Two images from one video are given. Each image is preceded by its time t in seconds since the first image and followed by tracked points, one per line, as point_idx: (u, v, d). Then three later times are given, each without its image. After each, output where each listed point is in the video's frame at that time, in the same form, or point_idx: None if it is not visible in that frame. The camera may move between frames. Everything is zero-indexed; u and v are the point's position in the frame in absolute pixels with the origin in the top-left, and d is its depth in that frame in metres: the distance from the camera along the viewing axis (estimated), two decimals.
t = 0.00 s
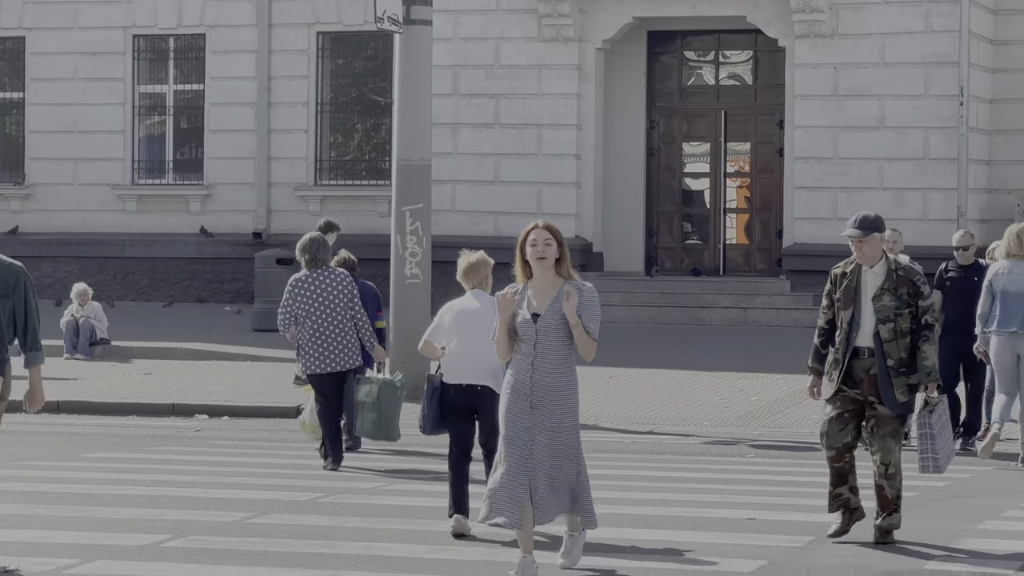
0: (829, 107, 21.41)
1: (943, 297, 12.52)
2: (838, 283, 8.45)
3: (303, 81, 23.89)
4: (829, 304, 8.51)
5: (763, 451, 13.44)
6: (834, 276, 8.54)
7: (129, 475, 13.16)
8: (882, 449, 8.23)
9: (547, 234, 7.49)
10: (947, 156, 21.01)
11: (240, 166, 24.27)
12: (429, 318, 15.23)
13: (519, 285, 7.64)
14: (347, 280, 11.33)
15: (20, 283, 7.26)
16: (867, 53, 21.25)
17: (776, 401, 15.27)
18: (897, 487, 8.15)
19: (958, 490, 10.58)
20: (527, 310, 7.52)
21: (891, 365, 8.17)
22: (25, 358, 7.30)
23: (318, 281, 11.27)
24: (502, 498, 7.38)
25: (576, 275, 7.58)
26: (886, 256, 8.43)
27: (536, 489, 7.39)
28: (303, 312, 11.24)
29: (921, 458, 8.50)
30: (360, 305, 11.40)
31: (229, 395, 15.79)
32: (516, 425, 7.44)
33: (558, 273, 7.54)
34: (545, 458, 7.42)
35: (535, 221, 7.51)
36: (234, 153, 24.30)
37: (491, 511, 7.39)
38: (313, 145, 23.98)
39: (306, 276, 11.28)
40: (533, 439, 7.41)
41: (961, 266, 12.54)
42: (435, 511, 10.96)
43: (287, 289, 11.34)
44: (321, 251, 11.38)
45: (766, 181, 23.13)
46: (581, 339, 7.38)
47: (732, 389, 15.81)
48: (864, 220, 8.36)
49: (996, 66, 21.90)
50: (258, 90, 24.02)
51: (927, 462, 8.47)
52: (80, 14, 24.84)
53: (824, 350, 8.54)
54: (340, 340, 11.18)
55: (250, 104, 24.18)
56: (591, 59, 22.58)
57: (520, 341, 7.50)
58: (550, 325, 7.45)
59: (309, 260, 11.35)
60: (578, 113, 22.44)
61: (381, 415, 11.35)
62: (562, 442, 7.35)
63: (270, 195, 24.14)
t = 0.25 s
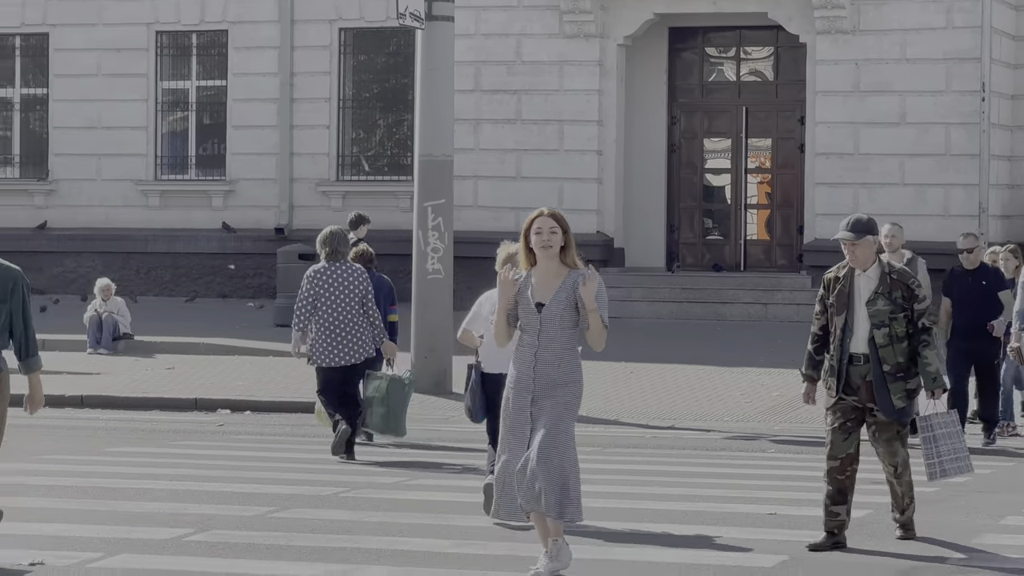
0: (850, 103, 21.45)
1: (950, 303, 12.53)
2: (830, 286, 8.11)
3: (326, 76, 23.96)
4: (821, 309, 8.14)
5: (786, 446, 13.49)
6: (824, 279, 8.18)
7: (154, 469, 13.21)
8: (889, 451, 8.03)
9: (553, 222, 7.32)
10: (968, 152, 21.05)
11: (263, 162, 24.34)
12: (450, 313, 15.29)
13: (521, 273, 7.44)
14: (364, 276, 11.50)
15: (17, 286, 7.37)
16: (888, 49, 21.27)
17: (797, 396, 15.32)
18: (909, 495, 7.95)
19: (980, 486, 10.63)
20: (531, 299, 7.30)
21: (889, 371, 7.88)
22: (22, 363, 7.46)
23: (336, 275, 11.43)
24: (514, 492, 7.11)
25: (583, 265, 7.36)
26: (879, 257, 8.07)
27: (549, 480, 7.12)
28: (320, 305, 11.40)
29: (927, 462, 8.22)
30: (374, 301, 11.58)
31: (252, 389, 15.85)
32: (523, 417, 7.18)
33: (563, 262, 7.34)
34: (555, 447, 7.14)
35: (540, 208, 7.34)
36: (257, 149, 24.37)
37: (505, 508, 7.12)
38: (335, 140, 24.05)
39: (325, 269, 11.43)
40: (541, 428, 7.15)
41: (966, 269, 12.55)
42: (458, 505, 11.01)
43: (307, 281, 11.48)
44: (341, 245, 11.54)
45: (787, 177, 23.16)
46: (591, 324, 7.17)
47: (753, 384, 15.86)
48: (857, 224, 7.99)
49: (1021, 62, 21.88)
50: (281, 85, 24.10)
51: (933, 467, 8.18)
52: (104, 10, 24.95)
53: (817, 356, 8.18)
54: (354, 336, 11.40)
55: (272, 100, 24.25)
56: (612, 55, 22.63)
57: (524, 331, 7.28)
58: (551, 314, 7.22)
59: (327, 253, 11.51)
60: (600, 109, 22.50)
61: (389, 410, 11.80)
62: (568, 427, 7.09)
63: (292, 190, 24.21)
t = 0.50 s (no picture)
0: (873, 98, 21.46)
1: (959, 290, 11.96)
2: (830, 275, 7.91)
3: (349, 72, 24.00)
4: (820, 296, 7.96)
5: (808, 440, 13.53)
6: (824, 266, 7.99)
7: (179, 462, 13.25)
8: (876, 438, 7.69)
9: (560, 229, 7.11)
10: (991, 148, 21.05)
11: (287, 157, 24.39)
12: (474, 307, 15.33)
13: (527, 280, 7.25)
14: (374, 270, 11.65)
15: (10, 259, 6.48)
16: (911, 44, 21.26)
17: (819, 390, 15.36)
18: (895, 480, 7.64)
19: (1002, 481, 10.66)
20: (533, 307, 7.10)
21: (890, 361, 7.68)
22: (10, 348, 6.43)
23: (347, 270, 11.58)
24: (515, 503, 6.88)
25: (589, 275, 7.17)
26: (880, 244, 7.87)
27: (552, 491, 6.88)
28: (333, 300, 11.50)
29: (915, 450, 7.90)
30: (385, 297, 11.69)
31: (275, 383, 15.90)
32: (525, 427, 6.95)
33: (568, 269, 7.16)
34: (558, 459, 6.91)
35: (548, 214, 7.14)
36: (281, 144, 24.41)
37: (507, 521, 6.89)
38: (358, 135, 24.10)
39: (337, 264, 11.58)
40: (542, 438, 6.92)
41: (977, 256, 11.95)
42: (483, 498, 11.05)
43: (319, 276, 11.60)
44: (350, 239, 11.66)
45: (810, 171, 23.20)
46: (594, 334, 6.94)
47: (776, 378, 15.90)
48: (857, 211, 7.81)
49: None
50: (305, 81, 24.14)
51: (919, 451, 7.88)
52: (129, 6, 25.05)
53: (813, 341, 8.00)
54: (367, 329, 11.50)
55: (296, 95, 24.30)
56: (635, 51, 22.66)
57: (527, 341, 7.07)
58: (555, 324, 7.02)
59: (338, 250, 11.64)
60: (622, 104, 22.53)
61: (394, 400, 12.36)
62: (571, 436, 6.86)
63: (316, 185, 24.26)
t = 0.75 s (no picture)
0: (897, 93, 21.48)
1: (974, 289, 12.00)
2: (842, 278, 7.77)
3: (373, 66, 24.05)
4: (832, 298, 7.84)
5: (831, 434, 13.56)
6: (839, 268, 7.86)
7: (204, 456, 13.31)
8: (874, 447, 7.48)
9: (566, 217, 6.96)
10: (1015, 142, 21.05)
11: (311, 151, 24.45)
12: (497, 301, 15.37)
13: (532, 270, 7.09)
14: (384, 265, 11.78)
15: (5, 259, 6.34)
16: (934, 39, 21.26)
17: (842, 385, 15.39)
18: (885, 494, 7.40)
19: None
20: (538, 297, 6.94)
21: (898, 369, 7.53)
22: None
23: (356, 265, 11.70)
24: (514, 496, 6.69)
25: (596, 265, 7.00)
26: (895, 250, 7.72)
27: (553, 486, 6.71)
28: (342, 295, 11.64)
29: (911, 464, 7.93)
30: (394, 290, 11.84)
31: (299, 377, 15.95)
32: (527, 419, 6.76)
33: (574, 257, 6.99)
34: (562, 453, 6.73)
35: (555, 202, 6.98)
36: (305, 138, 24.47)
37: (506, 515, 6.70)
38: (382, 130, 24.15)
39: (346, 259, 11.69)
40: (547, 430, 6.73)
41: (994, 258, 11.95)
42: (508, 491, 11.09)
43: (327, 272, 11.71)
44: (359, 234, 11.76)
45: (834, 166, 23.21)
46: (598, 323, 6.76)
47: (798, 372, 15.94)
48: (873, 213, 7.63)
49: None
50: (329, 75, 24.20)
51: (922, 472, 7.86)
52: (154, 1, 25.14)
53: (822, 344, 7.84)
54: (375, 325, 11.62)
55: (320, 89, 24.34)
56: (659, 45, 22.68)
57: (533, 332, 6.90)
58: (561, 314, 6.85)
59: (346, 245, 11.75)
60: (646, 99, 22.55)
61: (407, 390, 12.35)
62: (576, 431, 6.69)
63: (340, 179, 24.32)
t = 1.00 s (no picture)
0: (921, 87, 21.49)
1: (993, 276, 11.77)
2: (860, 265, 7.63)
3: (398, 60, 24.11)
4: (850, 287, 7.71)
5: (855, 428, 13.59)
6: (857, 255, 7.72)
7: (230, 449, 13.37)
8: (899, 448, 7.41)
9: (573, 214, 6.77)
10: None
11: (336, 145, 24.50)
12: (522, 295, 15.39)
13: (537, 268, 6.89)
14: (399, 258, 11.91)
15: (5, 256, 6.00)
16: (959, 33, 21.27)
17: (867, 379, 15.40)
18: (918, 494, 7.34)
19: None
20: (546, 297, 6.73)
21: (912, 361, 7.37)
22: None
23: (372, 258, 11.83)
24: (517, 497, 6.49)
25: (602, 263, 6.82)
26: (914, 237, 7.57)
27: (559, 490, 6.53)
28: (359, 285, 11.78)
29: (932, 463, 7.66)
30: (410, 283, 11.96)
31: (324, 370, 16.00)
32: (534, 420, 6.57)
33: (580, 256, 6.80)
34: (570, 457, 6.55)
35: (561, 198, 6.79)
36: (329, 132, 24.53)
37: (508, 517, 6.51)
38: (407, 124, 24.20)
39: (362, 252, 11.83)
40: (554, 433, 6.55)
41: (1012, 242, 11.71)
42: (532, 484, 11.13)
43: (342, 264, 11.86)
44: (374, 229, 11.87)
45: (857, 160, 23.22)
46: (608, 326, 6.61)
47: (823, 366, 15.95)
48: (893, 199, 7.48)
49: None
50: (354, 69, 24.26)
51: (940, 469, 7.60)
52: None
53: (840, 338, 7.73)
54: (393, 317, 11.75)
55: (345, 84, 24.41)
56: (683, 40, 22.68)
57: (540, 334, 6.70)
58: (570, 313, 6.65)
59: (363, 239, 11.89)
60: (670, 93, 22.58)
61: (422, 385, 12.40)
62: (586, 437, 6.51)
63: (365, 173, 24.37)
